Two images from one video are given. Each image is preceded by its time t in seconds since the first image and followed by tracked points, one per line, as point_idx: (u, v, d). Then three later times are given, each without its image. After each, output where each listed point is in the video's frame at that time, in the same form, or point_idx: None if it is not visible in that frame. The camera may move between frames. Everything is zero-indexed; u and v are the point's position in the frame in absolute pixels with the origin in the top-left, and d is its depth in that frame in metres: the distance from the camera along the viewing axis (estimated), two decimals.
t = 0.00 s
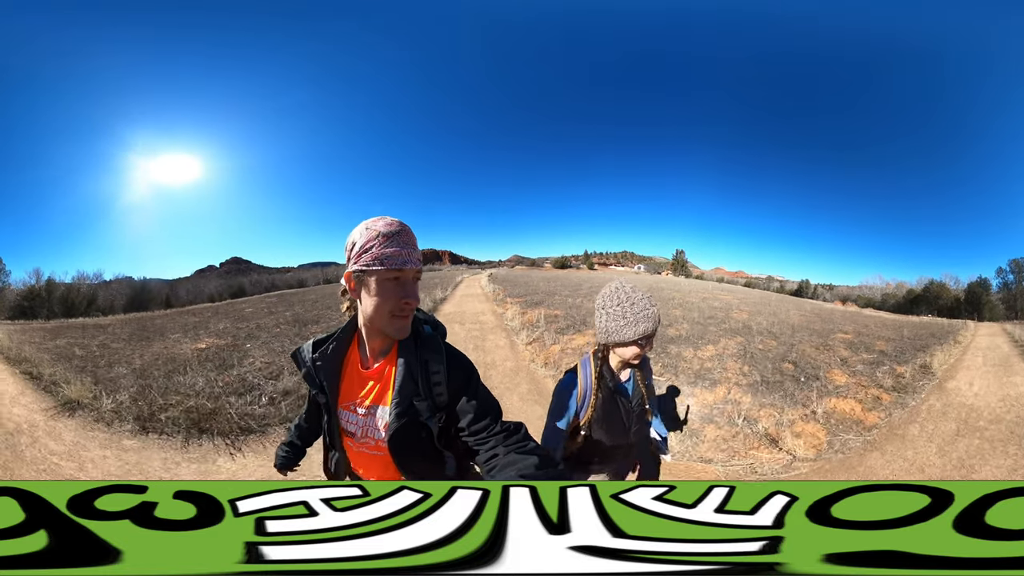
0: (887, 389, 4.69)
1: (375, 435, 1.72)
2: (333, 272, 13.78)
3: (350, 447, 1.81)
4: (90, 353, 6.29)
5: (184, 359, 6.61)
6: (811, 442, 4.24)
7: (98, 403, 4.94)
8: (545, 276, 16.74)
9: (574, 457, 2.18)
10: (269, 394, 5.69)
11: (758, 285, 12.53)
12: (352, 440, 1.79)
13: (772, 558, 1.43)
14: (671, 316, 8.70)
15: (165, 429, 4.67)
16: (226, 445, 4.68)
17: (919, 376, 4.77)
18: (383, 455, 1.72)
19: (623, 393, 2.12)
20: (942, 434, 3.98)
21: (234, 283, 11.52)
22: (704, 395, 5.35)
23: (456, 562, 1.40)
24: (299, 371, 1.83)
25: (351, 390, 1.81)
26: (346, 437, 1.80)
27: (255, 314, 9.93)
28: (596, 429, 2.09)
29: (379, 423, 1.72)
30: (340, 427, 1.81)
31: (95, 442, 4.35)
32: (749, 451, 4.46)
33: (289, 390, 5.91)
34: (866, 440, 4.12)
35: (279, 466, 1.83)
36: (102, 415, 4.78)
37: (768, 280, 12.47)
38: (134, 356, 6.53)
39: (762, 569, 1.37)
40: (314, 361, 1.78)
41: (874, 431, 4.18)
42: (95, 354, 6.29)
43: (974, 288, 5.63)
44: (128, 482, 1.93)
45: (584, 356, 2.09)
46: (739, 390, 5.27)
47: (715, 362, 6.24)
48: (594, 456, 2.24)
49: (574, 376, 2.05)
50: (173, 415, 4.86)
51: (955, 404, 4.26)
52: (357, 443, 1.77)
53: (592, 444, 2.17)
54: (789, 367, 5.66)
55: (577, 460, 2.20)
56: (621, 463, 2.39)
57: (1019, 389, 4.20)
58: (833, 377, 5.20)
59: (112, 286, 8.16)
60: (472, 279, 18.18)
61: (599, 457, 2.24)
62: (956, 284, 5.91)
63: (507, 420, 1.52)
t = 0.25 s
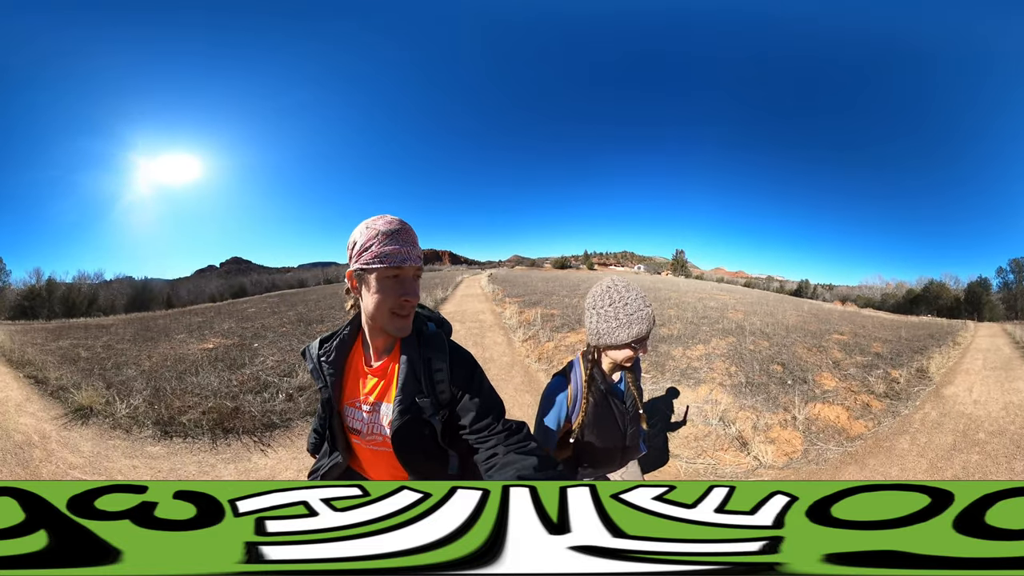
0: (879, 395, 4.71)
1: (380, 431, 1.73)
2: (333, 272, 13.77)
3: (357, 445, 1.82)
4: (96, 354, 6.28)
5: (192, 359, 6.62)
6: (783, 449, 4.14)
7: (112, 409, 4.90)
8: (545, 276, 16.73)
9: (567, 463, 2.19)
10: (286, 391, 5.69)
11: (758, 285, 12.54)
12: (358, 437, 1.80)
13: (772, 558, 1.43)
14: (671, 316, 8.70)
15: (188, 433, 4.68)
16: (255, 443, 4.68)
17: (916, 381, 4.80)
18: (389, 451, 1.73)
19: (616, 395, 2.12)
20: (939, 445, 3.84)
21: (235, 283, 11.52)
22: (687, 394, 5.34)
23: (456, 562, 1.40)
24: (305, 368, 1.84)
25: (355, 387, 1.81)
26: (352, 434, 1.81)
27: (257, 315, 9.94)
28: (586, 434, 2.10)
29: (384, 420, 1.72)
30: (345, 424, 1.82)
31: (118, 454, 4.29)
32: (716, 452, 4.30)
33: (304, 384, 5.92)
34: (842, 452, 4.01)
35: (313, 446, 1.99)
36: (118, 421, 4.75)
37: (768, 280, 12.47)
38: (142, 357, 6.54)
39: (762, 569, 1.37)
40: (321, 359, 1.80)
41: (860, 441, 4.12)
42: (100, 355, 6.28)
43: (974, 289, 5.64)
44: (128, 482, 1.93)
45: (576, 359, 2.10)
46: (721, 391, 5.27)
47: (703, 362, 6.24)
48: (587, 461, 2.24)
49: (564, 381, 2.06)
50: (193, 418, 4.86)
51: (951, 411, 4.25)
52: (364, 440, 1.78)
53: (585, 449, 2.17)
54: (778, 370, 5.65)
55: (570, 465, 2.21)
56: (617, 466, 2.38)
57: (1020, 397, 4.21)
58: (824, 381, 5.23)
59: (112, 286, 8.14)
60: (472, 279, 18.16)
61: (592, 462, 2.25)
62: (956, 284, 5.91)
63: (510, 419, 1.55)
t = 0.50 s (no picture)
0: (867, 400, 4.65)
1: (386, 434, 1.73)
2: (333, 272, 13.78)
3: (363, 448, 1.81)
4: (101, 355, 6.31)
5: (202, 359, 6.75)
6: (747, 449, 4.48)
7: (128, 413, 4.89)
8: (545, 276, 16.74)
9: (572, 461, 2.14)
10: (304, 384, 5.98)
11: (758, 285, 12.55)
12: (363, 441, 1.79)
13: (772, 557, 1.43)
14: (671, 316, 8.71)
15: (214, 432, 4.78)
16: (284, 436, 4.94)
17: (909, 385, 4.69)
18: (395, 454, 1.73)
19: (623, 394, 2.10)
20: (928, 458, 3.86)
21: (235, 282, 11.52)
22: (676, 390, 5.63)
23: (456, 562, 1.40)
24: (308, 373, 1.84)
25: (359, 392, 1.81)
26: (356, 439, 1.80)
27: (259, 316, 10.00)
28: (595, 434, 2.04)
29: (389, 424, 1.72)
30: (350, 429, 1.81)
31: (147, 459, 4.30)
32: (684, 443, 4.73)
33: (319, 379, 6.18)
34: (814, 458, 4.17)
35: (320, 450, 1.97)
36: (136, 426, 4.73)
37: (767, 280, 12.48)
38: (150, 358, 6.61)
39: (762, 569, 1.37)
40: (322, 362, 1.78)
41: (838, 448, 4.21)
42: (106, 356, 6.30)
43: (973, 288, 5.62)
44: (127, 482, 1.93)
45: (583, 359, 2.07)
46: (704, 386, 5.54)
47: (691, 358, 6.51)
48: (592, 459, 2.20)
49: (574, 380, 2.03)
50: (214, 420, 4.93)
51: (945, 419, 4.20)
52: (370, 444, 1.77)
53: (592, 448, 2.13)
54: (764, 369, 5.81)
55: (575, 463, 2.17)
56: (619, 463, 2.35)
57: (1023, 402, 4.03)
58: (810, 383, 5.28)
59: (113, 286, 8.14)
60: (472, 279, 18.17)
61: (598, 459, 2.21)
62: (955, 283, 5.91)
63: (517, 420, 1.54)
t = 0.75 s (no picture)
0: (855, 405, 4.71)
1: (388, 429, 1.73)
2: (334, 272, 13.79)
3: (364, 444, 1.80)
4: (107, 357, 6.32)
5: (213, 361, 6.84)
6: (715, 447, 4.83)
7: (145, 416, 4.89)
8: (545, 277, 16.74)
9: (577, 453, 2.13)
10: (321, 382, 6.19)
11: (757, 285, 12.55)
12: (364, 437, 1.79)
13: (772, 558, 1.43)
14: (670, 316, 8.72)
15: (241, 433, 4.88)
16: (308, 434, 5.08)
17: (901, 390, 4.72)
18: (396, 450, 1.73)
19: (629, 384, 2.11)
20: (910, 473, 3.79)
21: (235, 282, 11.52)
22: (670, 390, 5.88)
23: (456, 562, 1.40)
24: (309, 370, 1.82)
25: (361, 386, 1.81)
26: (358, 434, 1.80)
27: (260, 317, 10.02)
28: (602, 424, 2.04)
29: (391, 417, 1.72)
30: (352, 424, 1.81)
31: (179, 462, 4.36)
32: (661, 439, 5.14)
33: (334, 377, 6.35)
34: (780, 464, 4.33)
35: (297, 462, 1.90)
36: (156, 430, 4.72)
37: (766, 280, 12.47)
38: (157, 360, 6.66)
39: (762, 569, 1.37)
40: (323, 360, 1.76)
41: (811, 456, 4.33)
42: (111, 358, 6.32)
43: (973, 288, 5.61)
44: (128, 482, 1.93)
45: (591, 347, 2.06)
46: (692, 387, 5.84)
47: (680, 357, 6.89)
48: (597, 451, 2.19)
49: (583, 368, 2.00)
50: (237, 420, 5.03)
51: (936, 430, 4.11)
52: (370, 439, 1.77)
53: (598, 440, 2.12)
54: (751, 370, 6.08)
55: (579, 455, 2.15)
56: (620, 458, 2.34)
57: None
58: (795, 386, 5.46)
59: (114, 286, 8.15)
60: (472, 280, 18.17)
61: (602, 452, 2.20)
62: (955, 283, 5.91)
63: (512, 413, 1.54)
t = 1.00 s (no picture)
0: (840, 412, 4.58)
1: (380, 435, 1.72)
2: (334, 272, 13.80)
3: (358, 447, 1.81)
4: (113, 358, 6.32)
5: (224, 359, 6.94)
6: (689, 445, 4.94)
7: (166, 419, 4.97)
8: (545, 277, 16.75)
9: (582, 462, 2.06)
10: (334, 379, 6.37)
11: (757, 285, 12.56)
12: (358, 440, 1.79)
13: (772, 557, 1.43)
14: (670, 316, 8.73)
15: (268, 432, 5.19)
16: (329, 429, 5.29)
17: (893, 398, 4.57)
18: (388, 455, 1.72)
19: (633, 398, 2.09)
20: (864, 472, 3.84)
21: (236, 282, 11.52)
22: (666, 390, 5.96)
23: (456, 562, 1.40)
24: (303, 375, 1.81)
25: (355, 393, 1.81)
26: (352, 437, 1.81)
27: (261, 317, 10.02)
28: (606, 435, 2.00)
29: (383, 424, 1.72)
30: (346, 428, 1.81)
31: (214, 461, 4.57)
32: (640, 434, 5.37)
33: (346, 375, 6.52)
34: (744, 466, 4.39)
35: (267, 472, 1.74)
36: (178, 432, 4.86)
37: (766, 280, 12.48)
38: (167, 359, 6.71)
39: (762, 569, 1.37)
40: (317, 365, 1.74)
41: (778, 462, 4.28)
42: (118, 359, 6.33)
43: (974, 288, 5.58)
44: (128, 482, 1.93)
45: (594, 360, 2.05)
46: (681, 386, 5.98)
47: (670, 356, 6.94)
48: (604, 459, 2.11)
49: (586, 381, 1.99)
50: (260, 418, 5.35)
51: (928, 443, 3.93)
52: (364, 443, 1.77)
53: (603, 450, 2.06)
54: (738, 371, 6.07)
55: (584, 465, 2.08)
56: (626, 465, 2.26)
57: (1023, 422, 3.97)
58: (780, 388, 5.38)
59: (115, 286, 8.15)
60: (472, 280, 18.18)
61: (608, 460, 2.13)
62: (954, 283, 5.91)
63: (510, 423, 1.53)
